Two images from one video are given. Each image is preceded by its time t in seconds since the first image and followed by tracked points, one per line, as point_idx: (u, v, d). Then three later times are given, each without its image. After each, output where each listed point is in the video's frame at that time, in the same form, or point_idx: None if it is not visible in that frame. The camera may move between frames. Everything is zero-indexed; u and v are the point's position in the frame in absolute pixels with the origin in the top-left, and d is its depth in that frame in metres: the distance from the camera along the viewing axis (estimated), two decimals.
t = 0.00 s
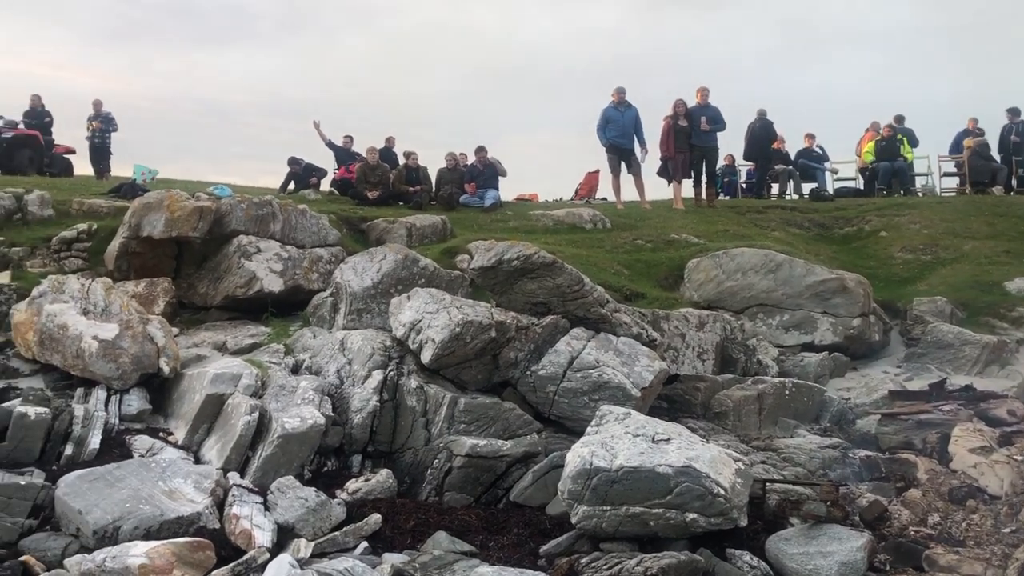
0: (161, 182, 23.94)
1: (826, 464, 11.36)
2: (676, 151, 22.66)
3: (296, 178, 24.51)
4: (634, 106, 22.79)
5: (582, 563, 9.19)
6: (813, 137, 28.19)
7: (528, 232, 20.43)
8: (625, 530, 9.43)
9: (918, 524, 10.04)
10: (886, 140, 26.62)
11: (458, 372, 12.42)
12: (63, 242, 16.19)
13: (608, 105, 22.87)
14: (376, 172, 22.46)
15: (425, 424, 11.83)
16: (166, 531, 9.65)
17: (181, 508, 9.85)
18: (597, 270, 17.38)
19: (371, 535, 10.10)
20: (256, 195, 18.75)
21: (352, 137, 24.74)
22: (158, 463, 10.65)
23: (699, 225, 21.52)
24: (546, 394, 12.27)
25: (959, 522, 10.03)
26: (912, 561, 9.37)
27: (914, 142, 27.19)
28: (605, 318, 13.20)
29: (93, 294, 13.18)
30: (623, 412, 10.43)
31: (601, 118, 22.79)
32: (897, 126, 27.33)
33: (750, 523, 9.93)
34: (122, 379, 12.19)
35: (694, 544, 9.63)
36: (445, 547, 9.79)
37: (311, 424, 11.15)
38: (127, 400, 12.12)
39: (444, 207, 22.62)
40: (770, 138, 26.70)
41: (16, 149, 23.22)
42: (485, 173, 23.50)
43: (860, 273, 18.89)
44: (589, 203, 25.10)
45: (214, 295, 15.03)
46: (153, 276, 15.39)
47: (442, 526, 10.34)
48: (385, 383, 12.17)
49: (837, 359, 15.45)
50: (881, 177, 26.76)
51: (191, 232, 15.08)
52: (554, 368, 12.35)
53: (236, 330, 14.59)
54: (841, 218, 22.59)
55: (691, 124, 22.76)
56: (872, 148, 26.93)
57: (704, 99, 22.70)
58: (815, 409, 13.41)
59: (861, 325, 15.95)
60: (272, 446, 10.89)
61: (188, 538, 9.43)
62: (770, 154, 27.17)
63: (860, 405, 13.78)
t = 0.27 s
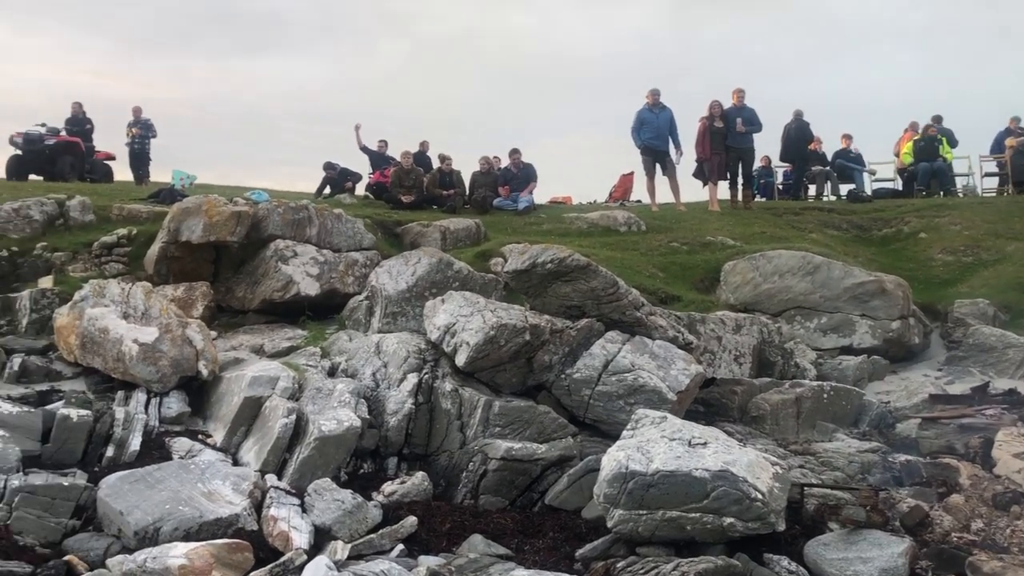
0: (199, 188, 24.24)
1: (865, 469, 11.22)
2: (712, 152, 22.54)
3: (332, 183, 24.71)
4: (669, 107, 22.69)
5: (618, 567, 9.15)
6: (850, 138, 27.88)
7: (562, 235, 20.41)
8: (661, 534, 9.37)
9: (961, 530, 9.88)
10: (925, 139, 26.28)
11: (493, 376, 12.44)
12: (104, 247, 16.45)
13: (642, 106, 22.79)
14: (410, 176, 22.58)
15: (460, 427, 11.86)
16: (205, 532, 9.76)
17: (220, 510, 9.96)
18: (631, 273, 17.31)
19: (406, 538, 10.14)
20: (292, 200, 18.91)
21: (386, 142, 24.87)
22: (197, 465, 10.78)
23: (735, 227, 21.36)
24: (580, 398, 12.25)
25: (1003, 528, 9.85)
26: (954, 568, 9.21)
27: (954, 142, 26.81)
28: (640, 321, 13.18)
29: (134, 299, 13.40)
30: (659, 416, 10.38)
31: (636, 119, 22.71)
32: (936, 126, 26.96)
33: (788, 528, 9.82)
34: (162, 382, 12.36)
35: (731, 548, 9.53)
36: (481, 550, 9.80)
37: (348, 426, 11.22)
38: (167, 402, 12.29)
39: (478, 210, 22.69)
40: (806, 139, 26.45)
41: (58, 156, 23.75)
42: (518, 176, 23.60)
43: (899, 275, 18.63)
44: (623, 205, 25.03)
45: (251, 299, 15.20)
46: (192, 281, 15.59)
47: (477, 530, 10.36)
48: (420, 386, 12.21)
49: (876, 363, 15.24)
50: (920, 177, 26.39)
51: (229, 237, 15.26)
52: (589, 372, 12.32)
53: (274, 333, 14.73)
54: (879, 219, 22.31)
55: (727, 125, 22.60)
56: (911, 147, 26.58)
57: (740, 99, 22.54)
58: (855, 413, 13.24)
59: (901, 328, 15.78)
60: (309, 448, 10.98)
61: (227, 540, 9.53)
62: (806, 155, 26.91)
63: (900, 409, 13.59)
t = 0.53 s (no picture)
0: (234, 192, 24.50)
1: (903, 474, 11.06)
2: (745, 154, 22.40)
3: (365, 187, 24.86)
4: (702, 109, 22.57)
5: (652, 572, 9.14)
6: (887, 138, 27.54)
7: (594, 238, 20.37)
8: (696, 538, 9.31)
9: (1003, 536, 9.71)
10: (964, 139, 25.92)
11: (526, 379, 12.44)
12: (142, 251, 16.67)
13: (675, 108, 22.69)
14: (442, 179, 22.68)
15: (493, 430, 11.86)
16: (241, 534, 9.85)
17: (255, 511, 10.05)
18: (664, 276, 17.23)
19: (440, 540, 10.15)
20: (326, 204, 19.06)
21: (418, 146, 24.98)
22: (234, 467, 10.90)
23: (769, 229, 21.19)
24: (614, 401, 12.20)
25: None
26: None
27: (993, 142, 26.40)
28: (674, 324, 13.05)
29: (171, 301, 13.51)
30: (693, 420, 10.33)
31: (668, 121, 22.61)
32: (975, 125, 26.56)
33: (825, 533, 9.72)
34: (199, 385, 12.52)
35: (767, 553, 9.45)
36: (514, 554, 9.80)
37: (381, 429, 11.28)
38: (203, 404, 12.44)
39: (509, 213, 22.72)
40: (841, 140, 26.17)
41: (96, 162, 24.14)
42: (550, 179, 23.50)
43: (937, 277, 18.37)
44: (655, 208, 24.91)
45: (286, 302, 15.33)
46: (228, 284, 15.76)
47: (510, 533, 10.36)
48: (453, 389, 12.24)
49: (914, 366, 15.01)
50: (958, 177, 25.99)
51: (264, 241, 15.41)
52: (622, 375, 12.28)
53: (308, 336, 14.84)
54: (917, 220, 22.01)
55: (761, 127, 22.45)
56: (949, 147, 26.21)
57: (774, 100, 22.37)
58: (892, 417, 13.07)
59: (939, 330, 15.53)
60: (343, 450, 11.05)
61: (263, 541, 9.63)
62: (841, 156, 26.61)
63: (939, 413, 13.40)
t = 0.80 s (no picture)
0: (264, 197, 24.70)
1: (937, 479, 10.92)
2: (775, 156, 22.22)
3: (393, 190, 24.98)
4: (731, 111, 22.43)
5: None
6: (919, 139, 27.23)
7: (622, 240, 20.32)
8: (726, 543, 9.27)
9: None
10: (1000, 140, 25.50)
11: (554, 382, 12.43)
12: (174, 255, 16.87)
13: (705, 110, 22.57)
14: (469, 183, 22.74)
15: (521, 433, 11.85)
16: (272, 535, 9.91)
17: (286, 512, 10.11)
18: (694, 279, 17.15)
19: (469, 543, 10.18)
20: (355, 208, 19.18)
21: (447, 149, 25.07)
22: (265, 469, 10.99)
23: (800, 231, 21.02)
24: (643, 404, 12.15)
25: None
26: None
27: None
28: (704, 327, 13.05)
29: (203, 304, 13.66)
30: (723, 423, 10.26)
31: (697, 124, 22.50)
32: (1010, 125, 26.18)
33: (857, 538, 9.62)
34: (230, 387, 12.63)
35: (799, 558, 9.37)
36: (544, 557, 9.80)
37: (410, 431, 11.32)
38: (234, 407, 12.55)
39: (537, 216, 22.73)
40: (873, 142, 25.91)
41: (129, 167, 24.47)
42: (577, 182, 23.58)
43: (972, 279, 18.12)
44: (684, 210, 24.80)
45: (316, 305, 15.43)
46: (259, 287, 15.89)
47: (540, 536, 10.35)
48: (482, 392, 12.26)
49: (948, 370, 14.82)
50: (993, 178, 25.64)
51: (294, 244, 15.54)
52: (652, 379, 12.23)
53: (337, 339, 14.93)
54: (950, 222, 21.73)
55: (791, 128, 22.25)
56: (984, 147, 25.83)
57: (805, 102, 22.15)
58: (925, 422, 12.91)
59: (973, 333, 15.30)
60: (372, 452, 11.10)
61: (294, 543, 9.70)
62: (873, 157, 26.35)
63: (974, 417, 13.21)
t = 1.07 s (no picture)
0: (292, 200, 24.88)
1: (970, 484, 10.77)
2: (803, 158, 22.15)
3: (419, 194, 25.07)
4: (759, 113, 22.30)
5: None
6: (950, 140, 26.93)
7: (649, 243, 20.26)
8: (755, 547, 9.20)
9: None
10: None
11: (581, 386, 12.42)
12: (203, 258, 17.03)
13: (732, 112, 22.46)
14: (495, 186, 22.75)
15: (548, 436, 11.85)
16: (300, 536, 9.97)
17: (314, 514, 10.18)
18: (721, 282, 17.06)
19: (496, 546, 10.18)
20: (382, 211, 19.28)
21: (472, 153, 25.13)
22: (293, 471, 11.06)
23: (828, 234, 20.85)
24: (670, 408, 12.11)
25: None
26: None
27: None
28: (732, 331, 12.98)
29: (232, 307, 13.78)
30: (752, 427, 10.20)
31: (725, 125, 22.39)
32: None
33: (888, 544, 9.52)
34: (259, 390, 12.71)
35: (828, 564, 9.30)
36: (571, 560, 9.78)
37: (437, 434, 11.36)
38: (263, 409, 12.64)
39: (563, 219, 22.72)
40: (902, 143, 25.66)
41: (159, 171, 24.74)
42: (603, 184, 23.53)
43: (1005, 282, 17.89)
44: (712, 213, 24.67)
45: (343, 308, 15.52)
46: (287, 291, 16.01)
47: (567, 539, 10.35)
48: (508, 395, 12.26)
49: (981, 374, 14.71)
50: None
51: (322, 248, 15.64)
52: (679, 382, 12.19)
53: (364, 342, 15.01)
54: (982, 224, 21.47)
55: (820, 130, 22.08)
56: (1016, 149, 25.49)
57: (834, 104, 22.01)
58: (957, 426, 12.76)
59: (1006, 337, 15.27)
60: (400, 455, 11.14)
61: (322, 544, 9.73)
62: (902, 159, 26.08)
63: (1007, 422, 13.03)
